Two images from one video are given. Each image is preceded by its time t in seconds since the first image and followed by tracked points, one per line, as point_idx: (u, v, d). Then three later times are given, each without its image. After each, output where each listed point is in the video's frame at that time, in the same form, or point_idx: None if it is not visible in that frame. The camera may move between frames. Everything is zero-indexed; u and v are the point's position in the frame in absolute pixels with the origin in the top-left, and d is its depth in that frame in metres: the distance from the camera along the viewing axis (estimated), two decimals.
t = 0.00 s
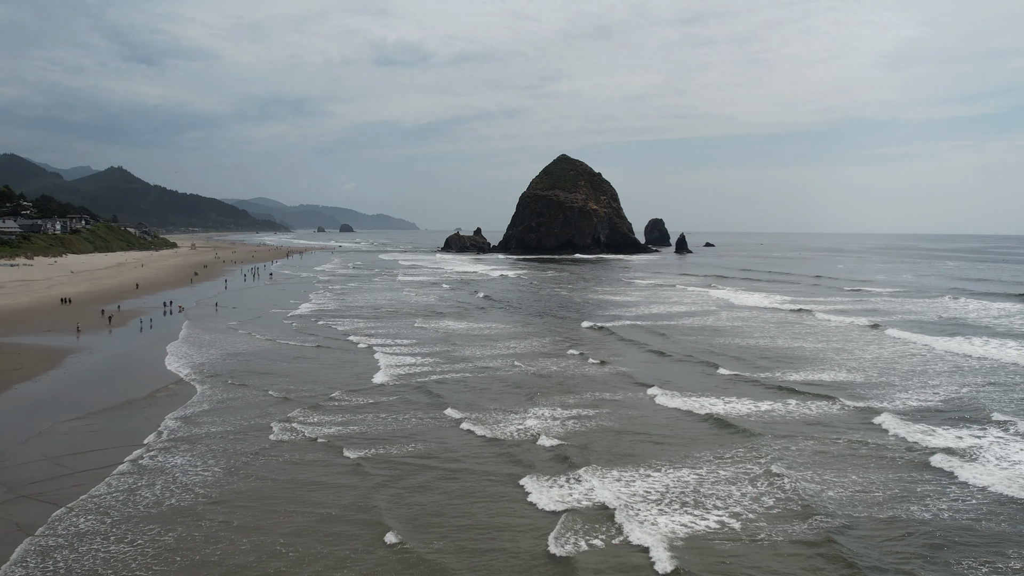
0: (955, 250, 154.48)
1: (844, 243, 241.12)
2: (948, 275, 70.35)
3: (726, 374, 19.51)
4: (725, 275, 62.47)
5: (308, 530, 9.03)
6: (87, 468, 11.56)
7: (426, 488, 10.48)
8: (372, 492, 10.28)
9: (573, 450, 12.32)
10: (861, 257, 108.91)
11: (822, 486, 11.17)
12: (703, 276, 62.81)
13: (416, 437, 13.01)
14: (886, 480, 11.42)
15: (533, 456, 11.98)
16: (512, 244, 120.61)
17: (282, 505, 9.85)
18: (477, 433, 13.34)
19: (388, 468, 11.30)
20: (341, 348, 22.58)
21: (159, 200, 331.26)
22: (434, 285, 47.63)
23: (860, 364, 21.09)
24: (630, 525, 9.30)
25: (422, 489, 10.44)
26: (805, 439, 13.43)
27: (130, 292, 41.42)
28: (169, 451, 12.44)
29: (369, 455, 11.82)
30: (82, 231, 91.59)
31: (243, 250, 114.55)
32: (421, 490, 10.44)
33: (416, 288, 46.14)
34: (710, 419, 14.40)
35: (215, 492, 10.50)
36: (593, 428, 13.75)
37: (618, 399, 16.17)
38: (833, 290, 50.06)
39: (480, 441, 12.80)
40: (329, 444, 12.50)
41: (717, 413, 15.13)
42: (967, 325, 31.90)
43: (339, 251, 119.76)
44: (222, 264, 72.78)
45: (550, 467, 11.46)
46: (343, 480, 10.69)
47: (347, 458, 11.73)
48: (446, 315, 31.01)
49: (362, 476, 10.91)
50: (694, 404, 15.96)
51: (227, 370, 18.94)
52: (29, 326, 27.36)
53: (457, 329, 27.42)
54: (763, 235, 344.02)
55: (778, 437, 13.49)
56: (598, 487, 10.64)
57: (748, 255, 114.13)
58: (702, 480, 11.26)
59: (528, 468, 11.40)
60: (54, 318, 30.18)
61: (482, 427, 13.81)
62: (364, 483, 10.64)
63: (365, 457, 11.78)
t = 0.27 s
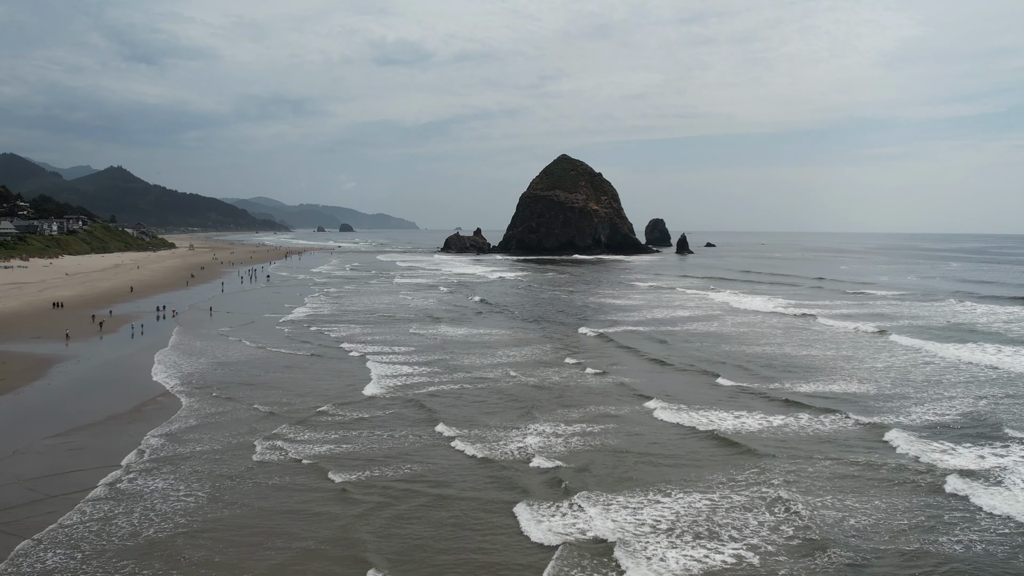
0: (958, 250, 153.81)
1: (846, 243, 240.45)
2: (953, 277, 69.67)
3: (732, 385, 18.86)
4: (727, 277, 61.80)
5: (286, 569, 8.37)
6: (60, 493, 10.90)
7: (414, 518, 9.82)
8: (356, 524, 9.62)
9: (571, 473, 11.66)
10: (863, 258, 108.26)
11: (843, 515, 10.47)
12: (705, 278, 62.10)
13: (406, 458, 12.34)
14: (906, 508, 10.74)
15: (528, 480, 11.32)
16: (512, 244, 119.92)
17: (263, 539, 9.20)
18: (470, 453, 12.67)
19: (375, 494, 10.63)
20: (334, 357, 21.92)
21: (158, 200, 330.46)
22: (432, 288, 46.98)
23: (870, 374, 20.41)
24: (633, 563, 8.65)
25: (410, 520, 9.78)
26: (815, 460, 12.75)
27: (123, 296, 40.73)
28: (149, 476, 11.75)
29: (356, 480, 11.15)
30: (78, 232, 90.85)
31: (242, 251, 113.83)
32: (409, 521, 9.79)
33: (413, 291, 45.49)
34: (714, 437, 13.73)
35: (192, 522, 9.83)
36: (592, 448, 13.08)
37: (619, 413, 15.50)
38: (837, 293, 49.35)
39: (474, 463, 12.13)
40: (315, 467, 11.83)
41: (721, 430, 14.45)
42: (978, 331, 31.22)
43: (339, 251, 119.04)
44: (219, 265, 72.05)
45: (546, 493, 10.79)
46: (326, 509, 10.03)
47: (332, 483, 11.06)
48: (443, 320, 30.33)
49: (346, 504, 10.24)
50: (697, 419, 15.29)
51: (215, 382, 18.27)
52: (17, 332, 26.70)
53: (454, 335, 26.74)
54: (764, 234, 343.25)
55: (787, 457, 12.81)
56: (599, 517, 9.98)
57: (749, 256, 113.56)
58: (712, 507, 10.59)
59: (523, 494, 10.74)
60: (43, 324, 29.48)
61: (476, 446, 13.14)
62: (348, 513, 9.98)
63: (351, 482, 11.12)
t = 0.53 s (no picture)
0: (961, 250, 153.25)
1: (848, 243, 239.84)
2: (957, 278, 68.97)
3: (738, 397, 18.19)
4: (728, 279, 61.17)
5: None
6: (29, 521, 10.24)
7: (401, 553, 9.19)
8: (340, 559, 8.99)
9: (568, 500, 11.00)
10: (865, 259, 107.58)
11: (867, 547, 9.80)
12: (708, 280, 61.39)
13: (394, 480, 11.69)
14: (931, 538, 10.06)
15: (522, 506, 10.67)
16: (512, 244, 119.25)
17: None
18: (461, 476, 11.98)
19: (359, 524, 10.00)
20: (325, 366, 21.24)
21: (158, 200, 329.74)
22: (429, 291, 46.31)
23: (881, 385, 19.75)
24: None
25: (396, 555, 9.13)
26: (825, 483, 12.06)
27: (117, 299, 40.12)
28: (129, 503, 11.02)
29: (341, 507, 10.50)
30: (75, 233, 90.25)
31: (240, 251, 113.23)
32: (396, 555, 9.14)
33: (411, 294, 44.86)
34: (717, 457, 13.05)
35: (166, 557, 9.18)
36: (590, 470, 12.42)
37: (618, 429, 14.84)
38: (840, 296, 48.69)
39: (466, 487, 11.49)
40: (299, 493, 11.17)
41: (723, 448, 13.79)
42: (987, 337, 30.53)
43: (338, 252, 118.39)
44: (217, 267, 71.37)
45: (541, 522, 10.15)
46: (309, 542, 9.39)
47: (316, 511, 10.43)
48: (439, 326, 29.66)
49: (329, 536, 9.60)
50: (698, 436, 14.60)
51: (203, 394, 17.60)
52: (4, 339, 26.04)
53: (450, 342, 26.07)
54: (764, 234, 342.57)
55: (795, 480, 12.11)
56: (600, 551, 9.30)
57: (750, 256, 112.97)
58: (726, 537, 9.93)
59: (516, 524, 10.09)
60: (32, 329, 28.80)
61: (466, 467, 12.47)
62: (330, 547, 9.34)
63: (336, 510, 10.47)
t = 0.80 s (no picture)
0: (964, 251, 152.42)
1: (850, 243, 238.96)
2: (963, 280, 68.20)
3: (745, 411, 17.51)
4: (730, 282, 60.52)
5: None
6: None
7: None
8: None
9: (565, 529, 10.37)
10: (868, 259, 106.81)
11: None
12: (710, 282, 60.65)
13: (382, 507, 11.06)
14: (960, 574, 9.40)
15: (516, 538, 10.03)
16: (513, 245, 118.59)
17: None
18: (450, 502, 11.32)
19: (344, 559, 9.39)
20: (316, 376, 20.58)
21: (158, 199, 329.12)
22: (427, 294, 45.66)
23: (893, 397, 19.06)
24: None
25: None
26: (834, 510, 11.35)
27: (111, 303, 39.47)
28: (105, 534, 10.29)
29: (325, 540, 9.88)
30: (72, 234, 89.60)
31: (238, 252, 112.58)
32: None
33: (409, 297, 44.21)
34: (720, 480, 12.37)
35: None
36: (588, 494, 11.76)
37: (616, 448, 14.16)
38: (844, 299, 48.01)
39: (457, 514, 10.84)
40: (281, 523, 10.52)
41: (727, 469, 13.09)
42: (998, 344, 29.81)
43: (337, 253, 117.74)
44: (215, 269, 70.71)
45: (536, 557, 9.51)
46: None
47: (297, 544, 9.80)
48: (436, 333, 28.99)
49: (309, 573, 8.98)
50: (699, 455, 13.90)
51: (190, 407, 16.93)
52: None
53: (445, 350, 25.39)
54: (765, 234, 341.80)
55: (803, 507, 11.42)
56: None
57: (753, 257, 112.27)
58: (742, 573, 9.27)
59: (510, 559, 9.46)
60: (21, 336, 28.16)
61: (457, 491, 11.80)
62: None
63: (320, 543, 9.84)
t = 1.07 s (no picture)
0: (967, 251, 151.58)
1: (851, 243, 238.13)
2: (967, 282, 67.52)
3: (753, 425, 16.87)
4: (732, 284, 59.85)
5: None
6: None
7: None
8: None
9: (565, 563, 9.76)
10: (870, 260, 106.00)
11: None
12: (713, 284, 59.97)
13: (372, 537, 10.45)
14: None
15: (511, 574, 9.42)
16: (513, 246, 117.89)
17: None
18: (439, 531, 10.68)
19: None
20: (307, 387, 19.93)
21: (157, 199, 328.40)
22: (425, 298, 45.02)
23: (906, 410, 18.40)
24: None
25: None
26: (848, 541, 10.72)
27: (104, 308, 38.82)
28: (79, 568, 9.63)
29: None
30: (69, 235, 89.00)
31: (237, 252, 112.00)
32: None
33: (407, 301, 43.55)
34: (724, 507, 11.70)
35: None
36: (590, 521, 11.14)
37: (615, 469, 13.50)
38: (848, 302, 47.32)
39: (446, 546, 10.22)
40: (261, 556, 9.90)
41: (730, 494, 12.42)
42: (1008, 350, 29.15)
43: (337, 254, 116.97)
44: (212, 270, 69.97)
45: None
46: None
47: None
48: (432, 339, 28.33)
49: None
50: (704, 477, 13.26)
51: (176, 422, 16.28)
52: None
53: (441, 358, 24.71)
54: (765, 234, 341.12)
55: (812, 538, 10.74)
56: None
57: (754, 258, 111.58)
58: None
59: None
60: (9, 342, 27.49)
61: (446, 519, 11.15)
62: None
63: None
